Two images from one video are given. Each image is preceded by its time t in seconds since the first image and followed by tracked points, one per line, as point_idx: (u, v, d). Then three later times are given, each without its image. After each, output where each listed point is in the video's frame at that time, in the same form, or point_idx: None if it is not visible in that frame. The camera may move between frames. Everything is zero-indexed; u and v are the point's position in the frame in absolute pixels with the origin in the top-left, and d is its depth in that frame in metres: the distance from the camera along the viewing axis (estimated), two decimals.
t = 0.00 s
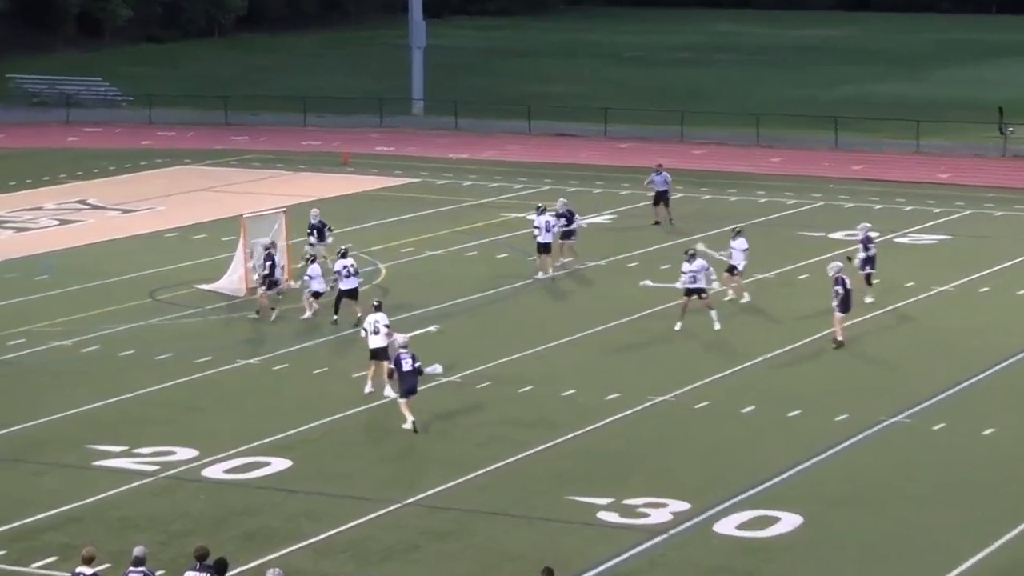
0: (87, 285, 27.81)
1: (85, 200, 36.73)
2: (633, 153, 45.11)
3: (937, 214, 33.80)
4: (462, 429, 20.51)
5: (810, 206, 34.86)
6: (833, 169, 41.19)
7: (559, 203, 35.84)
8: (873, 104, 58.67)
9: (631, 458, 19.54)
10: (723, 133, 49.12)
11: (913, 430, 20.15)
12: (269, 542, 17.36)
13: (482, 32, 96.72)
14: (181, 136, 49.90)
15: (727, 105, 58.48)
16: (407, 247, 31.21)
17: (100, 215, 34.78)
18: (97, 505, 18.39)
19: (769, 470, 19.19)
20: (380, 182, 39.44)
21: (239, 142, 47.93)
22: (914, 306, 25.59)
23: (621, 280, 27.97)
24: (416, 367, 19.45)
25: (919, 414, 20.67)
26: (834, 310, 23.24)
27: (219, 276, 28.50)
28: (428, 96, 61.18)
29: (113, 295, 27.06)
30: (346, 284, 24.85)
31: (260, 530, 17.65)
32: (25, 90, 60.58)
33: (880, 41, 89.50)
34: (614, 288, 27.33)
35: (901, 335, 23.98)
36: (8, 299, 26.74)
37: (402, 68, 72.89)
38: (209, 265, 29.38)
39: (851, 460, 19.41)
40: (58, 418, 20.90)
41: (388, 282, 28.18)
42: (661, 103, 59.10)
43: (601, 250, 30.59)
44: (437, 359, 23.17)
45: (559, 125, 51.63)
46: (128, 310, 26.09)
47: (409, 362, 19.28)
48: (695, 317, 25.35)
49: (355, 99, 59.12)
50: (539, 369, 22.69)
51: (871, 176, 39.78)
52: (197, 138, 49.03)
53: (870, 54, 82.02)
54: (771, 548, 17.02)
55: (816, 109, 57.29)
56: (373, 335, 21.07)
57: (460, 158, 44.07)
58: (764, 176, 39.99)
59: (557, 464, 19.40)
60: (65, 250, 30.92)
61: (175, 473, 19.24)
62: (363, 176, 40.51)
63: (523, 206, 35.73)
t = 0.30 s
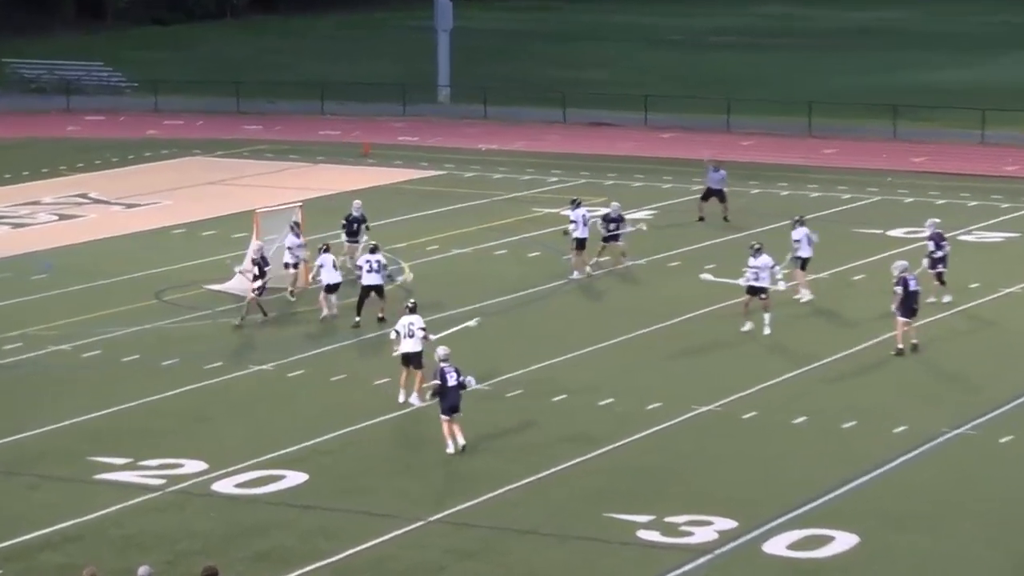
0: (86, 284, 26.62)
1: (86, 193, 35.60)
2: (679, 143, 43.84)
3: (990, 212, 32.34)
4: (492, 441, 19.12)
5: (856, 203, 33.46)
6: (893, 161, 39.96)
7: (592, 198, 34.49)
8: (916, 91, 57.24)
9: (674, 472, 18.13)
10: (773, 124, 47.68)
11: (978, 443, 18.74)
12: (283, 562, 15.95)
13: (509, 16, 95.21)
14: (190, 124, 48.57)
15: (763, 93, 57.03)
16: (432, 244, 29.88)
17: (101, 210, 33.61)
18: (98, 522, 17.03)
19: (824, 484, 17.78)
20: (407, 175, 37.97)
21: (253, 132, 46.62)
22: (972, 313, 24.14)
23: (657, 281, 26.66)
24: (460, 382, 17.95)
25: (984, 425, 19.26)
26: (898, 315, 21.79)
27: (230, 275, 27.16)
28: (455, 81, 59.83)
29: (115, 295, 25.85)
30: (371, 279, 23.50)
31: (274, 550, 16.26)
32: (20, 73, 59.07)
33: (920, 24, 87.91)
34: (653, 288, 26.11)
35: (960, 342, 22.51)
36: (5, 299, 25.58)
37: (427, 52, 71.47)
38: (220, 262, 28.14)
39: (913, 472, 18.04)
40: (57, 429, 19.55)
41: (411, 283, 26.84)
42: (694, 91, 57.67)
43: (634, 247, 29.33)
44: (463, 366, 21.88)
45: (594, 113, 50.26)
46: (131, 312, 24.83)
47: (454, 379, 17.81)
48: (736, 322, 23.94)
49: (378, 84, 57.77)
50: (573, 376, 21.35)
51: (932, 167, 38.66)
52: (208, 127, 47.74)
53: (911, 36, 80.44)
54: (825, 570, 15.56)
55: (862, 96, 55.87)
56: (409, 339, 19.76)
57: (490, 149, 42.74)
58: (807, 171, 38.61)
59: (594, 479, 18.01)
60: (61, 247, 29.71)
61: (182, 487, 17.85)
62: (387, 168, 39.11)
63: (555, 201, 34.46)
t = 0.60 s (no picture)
0: (80, 285, 25.99)
1: (83, 188, 34.95)
2: (705, 134, 43.13)
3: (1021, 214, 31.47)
4: (509, 452, 18.22)
5: (880, 204, 32.63)
6: (932, 154, 39.43)
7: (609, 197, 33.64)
8: (938, 80, 56.53)
9: (700, 486, 17.07)
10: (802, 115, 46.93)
11: (1020, 450, 17.98)
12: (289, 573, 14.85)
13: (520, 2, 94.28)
14: (192, 116, 47.70)
15: (784, 83, 56.25)
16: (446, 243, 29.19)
17: (97, 205, 33.02)
18: (94, 531, 16.01)
19: (860, 493, 16.81)
20: (421, 169, 37.08)
21: (258, 123, 45.74)
22: (1007, 326, 23.26)
23: (675, 285, 25.98)
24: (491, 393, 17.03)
25: (1022, 433, 18.56)
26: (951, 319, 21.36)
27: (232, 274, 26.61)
28: (467, 71, 59.00)
29: (110, 297, 25.21)
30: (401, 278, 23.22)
31: (278, 560, 15.16)
32: (13, 62, 58.07)
33: (937, 8, 87.24)
34: (671, 292, 25.50)
35: (997, 360, 21.55)
36: None
37: (437, 40, 70.50)
38: (219, 262, 27.53)
39: (954, 478, 17.21)
40: (52, 435, 18.79)
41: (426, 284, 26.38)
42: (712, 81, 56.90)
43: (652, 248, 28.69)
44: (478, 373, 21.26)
45: (615, 104, 49.48)
46: (126, 313, 24.23)
47: (484, 388, 16.90)
48: (758, 331, 23.20)
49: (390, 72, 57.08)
50: (593, 381, 20.80)
51: (967, 161, 38.22)
52: (212, 118, 46.87)
53: (930, 22, 79.75)
54: None
55: (882, 87, 55.14)
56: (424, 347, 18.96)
57: (506, 141, 41.94)
58: (832, 166, 37.88)
59: (616, 489, 17.03)
60: (44, 245, 29.07)
61: (181, 496, 16.92)
62: (399, 162, 38.25)
63: (573, 196, 33.73)
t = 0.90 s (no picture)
0: (79, 285, 25.97)
1: (81, 187, 34.92)
2: (704, 134, 43.11)
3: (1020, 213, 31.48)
4: (506, 452, 18.19)
5: (878, 204, 32.64)
6: (932, 153, 39.43)
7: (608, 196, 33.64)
8: (939, 80, 56.50)
9: (698, 486, 17.04)
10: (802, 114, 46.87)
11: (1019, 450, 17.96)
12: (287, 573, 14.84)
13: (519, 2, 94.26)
14: (190, 115, 47.65)
15: (783, 83, 56.25)
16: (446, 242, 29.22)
17: (95, 205, 33.01)
18: (93, 531, 16.00)
19: (858, 493, 16.79)
20: (418, 168, 37.13)
21: (257, 122, 45.73)
22: (1007, 326, 23.24)
23: (674, 285, 25.96)
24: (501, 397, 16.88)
25: (1021, 433, 18.55)
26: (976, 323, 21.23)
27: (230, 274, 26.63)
28: (466, 70, 58.93)
29: (109, 297, 25.20)
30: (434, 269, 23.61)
31: (277, 560, 15.14)
32: (12, 62, 58.00)
33: (937, 7, 87.21)
34: (671, 292, 25.49)
35: (995, 359, 21.55)
36: None
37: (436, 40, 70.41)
38: (218, 262, 27.53)
39: (953, 478, 17.18)
40: (50, 435, 18.80)
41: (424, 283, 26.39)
42: (712, 80, 56.89)
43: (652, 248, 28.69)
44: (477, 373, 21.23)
45: (614, 104, 49.44)
46: (126, 312, 24.23)
47: (494, 390, 16.79)
48: (756, 330, 23.18)
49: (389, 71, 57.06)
50: (592, 381, 20.78)
51: (967, 160, 38.23)
52: (210, 118, 46.84)
53: (931, 22, 79.72)
54: None
55: (883, 86, 55.12)
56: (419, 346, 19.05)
57: (506, 141, 41.92)
58: (831, 166, 37.89)
59: (614, 489, 17.02)
60: (43, 245, 28.99)
61: (180, 496, 16.91)
62: (396, 161, 38.29)
63: (573, 196, 33.73)
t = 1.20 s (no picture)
0: (78, 285, 25.97)
1: (81, 187, 34.91)
2: (703, 134, 43.12)
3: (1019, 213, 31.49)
4: (506, 451, 18.20)
5: (877, 204, 32.64)
6: (931, 153, 39.43)
7: (607, 196, 33.65)
8: (939, 80, 56.46)
9: (697, 486, 17.04)
10: (803, 114, 46.85)
11: (1017, 450, 17.95)
12: (286, 573, 14.84)
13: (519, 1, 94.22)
14: (190, 115, 47.66)
15: (784, 82, 56.27)
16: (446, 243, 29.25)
17: (95, 204, 33.01)
18: (93, 530, 16.00)
19: (857, 493, 16.78)
20: (417, 168, 37.15)
21: (257, 122, 45.74)
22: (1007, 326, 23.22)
23: (675, 285, 25.97)
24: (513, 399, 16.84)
25: (1020, 432, 18.55)
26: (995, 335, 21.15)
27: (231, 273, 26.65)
28: (467, 71, 58.91)
29: (109, 297, 25.21)
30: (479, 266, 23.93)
31: (276, 560, 15.13)
32: (12, 61, 58.06)
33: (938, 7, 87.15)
34: (671, 292, 25.47)
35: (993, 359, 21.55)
36: None
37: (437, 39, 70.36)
38: (217, 262, 27.54)
39: (952, 478, 17.17)
40: (49, 434, 18.80)
41: (423, 283, 26.38)
42: (712, 80, 56.89)
43: (651, 248, 28.68)
44: (476, 373, 21.23)
45: (613, 104, 49.42)
46: (127, 312, 24.23)
47: (507, 393, 16.77)
48: (755, 330, 23.18)
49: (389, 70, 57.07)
50: (592, 381, 20.79)
51: (966, 160, 38.24)
52: (210, 118, 46.83)
53: (932, 21, 79.66)
54: None
55: (882, 86, 55.09)
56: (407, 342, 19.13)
57: (505, 141, 41.93)
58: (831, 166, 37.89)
59: (614, 488, 17.02)
60: (43, 245, 28.98)
61: (180, 496, 16.92)
62: (395, 160, 38.30)
63: (574, 196, 33.74)
